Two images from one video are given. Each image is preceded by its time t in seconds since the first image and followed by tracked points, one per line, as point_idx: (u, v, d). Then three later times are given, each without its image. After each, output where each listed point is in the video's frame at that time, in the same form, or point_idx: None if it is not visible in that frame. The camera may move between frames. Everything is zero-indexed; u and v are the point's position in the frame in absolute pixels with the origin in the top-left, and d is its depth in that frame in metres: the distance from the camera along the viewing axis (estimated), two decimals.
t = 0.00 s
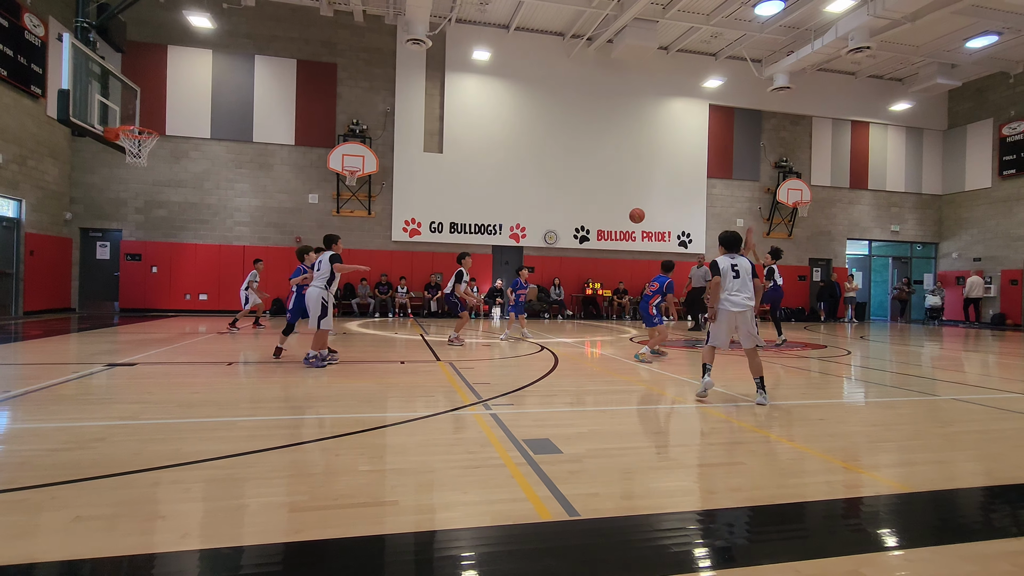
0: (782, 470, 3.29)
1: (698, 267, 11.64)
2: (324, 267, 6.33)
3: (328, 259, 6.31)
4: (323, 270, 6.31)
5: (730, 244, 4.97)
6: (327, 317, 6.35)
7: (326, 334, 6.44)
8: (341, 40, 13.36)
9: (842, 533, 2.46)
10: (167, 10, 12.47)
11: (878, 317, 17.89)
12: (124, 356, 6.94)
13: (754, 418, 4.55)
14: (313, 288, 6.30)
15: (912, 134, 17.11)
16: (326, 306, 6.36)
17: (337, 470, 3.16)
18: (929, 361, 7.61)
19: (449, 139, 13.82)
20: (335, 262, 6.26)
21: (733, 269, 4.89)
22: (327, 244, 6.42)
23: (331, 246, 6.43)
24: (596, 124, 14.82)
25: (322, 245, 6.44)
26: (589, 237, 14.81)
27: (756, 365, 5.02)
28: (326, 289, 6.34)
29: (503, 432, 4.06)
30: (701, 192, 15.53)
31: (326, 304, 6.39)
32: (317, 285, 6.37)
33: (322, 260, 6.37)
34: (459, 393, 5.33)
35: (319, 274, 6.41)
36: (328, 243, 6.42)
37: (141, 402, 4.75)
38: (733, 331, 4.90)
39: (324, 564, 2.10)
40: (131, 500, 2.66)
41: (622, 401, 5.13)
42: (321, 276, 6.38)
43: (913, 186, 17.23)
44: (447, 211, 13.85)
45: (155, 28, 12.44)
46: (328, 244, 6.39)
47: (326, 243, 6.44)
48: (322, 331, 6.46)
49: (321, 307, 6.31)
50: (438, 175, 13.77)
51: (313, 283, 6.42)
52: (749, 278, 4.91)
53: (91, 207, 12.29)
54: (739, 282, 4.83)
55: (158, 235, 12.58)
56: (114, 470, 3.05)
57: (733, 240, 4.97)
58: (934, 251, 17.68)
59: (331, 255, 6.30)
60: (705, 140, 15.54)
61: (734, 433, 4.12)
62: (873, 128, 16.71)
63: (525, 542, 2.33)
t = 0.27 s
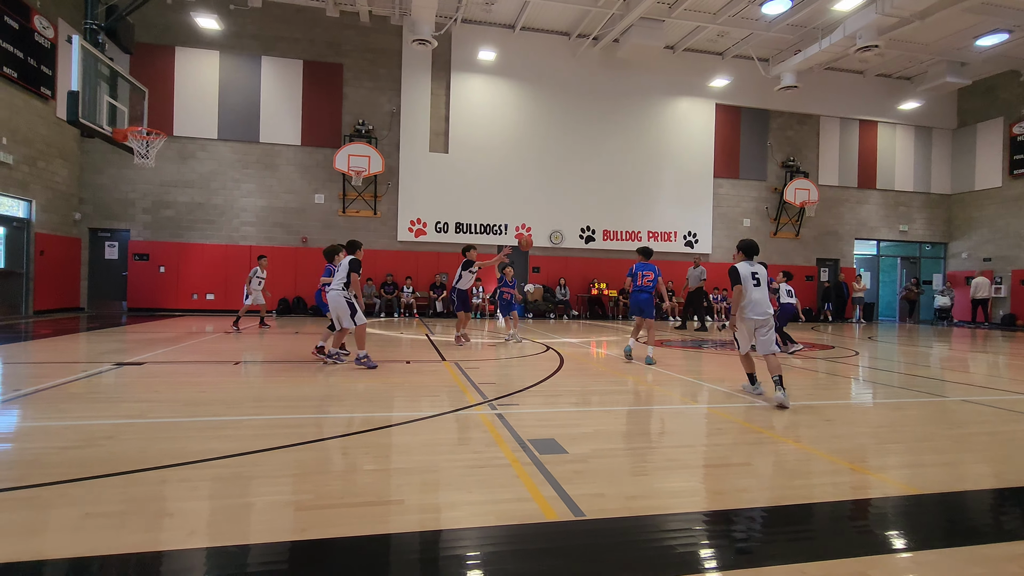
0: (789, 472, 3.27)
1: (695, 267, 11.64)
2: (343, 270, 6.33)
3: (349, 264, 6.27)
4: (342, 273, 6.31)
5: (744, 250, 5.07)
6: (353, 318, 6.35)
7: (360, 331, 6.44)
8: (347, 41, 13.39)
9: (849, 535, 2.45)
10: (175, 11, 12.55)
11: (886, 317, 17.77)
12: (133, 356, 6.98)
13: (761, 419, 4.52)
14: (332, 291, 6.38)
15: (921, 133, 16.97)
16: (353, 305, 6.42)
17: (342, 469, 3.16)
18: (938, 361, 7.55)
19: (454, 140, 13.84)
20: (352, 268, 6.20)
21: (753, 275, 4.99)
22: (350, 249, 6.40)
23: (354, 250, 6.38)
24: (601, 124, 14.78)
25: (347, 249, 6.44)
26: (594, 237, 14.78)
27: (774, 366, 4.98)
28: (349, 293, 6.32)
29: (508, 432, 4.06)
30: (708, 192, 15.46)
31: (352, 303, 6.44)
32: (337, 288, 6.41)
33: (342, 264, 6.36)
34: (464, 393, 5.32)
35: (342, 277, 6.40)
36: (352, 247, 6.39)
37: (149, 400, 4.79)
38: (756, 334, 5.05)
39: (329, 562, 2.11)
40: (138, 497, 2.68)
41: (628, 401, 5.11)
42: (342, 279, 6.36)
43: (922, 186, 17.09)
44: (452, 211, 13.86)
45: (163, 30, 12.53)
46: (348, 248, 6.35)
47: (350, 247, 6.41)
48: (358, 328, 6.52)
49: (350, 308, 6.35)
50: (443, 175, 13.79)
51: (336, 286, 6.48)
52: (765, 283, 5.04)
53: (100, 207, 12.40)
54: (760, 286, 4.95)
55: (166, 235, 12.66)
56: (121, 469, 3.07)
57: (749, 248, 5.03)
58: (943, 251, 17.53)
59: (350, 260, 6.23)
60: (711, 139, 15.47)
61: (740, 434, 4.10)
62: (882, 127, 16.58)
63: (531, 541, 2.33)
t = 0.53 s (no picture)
0: (801, 474, 3.23)
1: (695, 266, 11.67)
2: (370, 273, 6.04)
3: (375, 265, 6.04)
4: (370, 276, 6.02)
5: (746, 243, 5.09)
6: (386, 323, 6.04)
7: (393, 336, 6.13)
8: (357, 43, 13.46)
9: (862, 538, 2.42)
10: (187, 15, 12.69)
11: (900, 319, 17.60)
12: (146, 355, 7.07)
13: (774, 421, 4.47)
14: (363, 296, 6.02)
15: (936, 131, 16.73)
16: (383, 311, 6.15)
17: (352, 469, 3.17)
18: (956, 363, 7.43)
19: (463, 140, 13.86)
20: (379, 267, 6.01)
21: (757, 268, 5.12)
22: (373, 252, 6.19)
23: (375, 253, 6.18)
24: (611, 124, 14.74)
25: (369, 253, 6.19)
26: (604, 238, 14.73)
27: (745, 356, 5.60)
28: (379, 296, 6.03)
29: (518, 432, 4.05)
30: (718, 191, 15.35)
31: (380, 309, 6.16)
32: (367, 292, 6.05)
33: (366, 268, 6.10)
34: (474, 393, 5.33)
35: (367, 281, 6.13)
36: (374, 250, 6.18)
37: (162, 399, 4.84)
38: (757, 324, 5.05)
39: (338, 560, 2.12)
40: (151, 495, 2.71)
41: (638, 402, 5.08)
42: (370, 283, 6.04)
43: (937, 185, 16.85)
44: (462, 211, 13.88)
45: (176, 33, 12.67)
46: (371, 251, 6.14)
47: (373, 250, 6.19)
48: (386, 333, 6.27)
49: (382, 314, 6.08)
50: (453, 175, 13.81)
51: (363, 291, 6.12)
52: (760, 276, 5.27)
53: (115, 209, 12.56)
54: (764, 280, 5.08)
55: (178, 235, 12.80)
56: (135, 466, 3.10)
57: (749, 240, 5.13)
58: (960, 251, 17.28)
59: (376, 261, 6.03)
60: (722, 139, 15.36)
61: (752, 435, 4.06)
62: (896, 126, 16.38)
63: (540, 542, 2.32)
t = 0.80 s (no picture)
0: (818, 477, 3.19)
1: (706, 267, 11.73)
2: (387, 277, 6.02)
3: (393, 269, 6.00)
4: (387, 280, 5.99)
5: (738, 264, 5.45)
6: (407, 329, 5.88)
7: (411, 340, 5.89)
8: (371, 44, 13.55)
9: (880, 542, 2.38)
10: (205, 19, 12.88)
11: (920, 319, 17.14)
12: (165, 354, 7.19)
13: (790, 423, 4.42)
14: (381, 303, 5.98)
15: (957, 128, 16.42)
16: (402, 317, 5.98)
17: (367, 468, 3.19)
18: (978, 365, 7.28)
19: (476, 140, 13.90)
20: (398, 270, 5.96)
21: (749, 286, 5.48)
22: (390, 255, 6.13)
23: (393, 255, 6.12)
24: (624, 123, 14.67)
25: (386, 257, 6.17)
26: (617, 238, 14.67)
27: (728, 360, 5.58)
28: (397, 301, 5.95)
29: (531, 432, 4.06)
30: (733, 191, 15.20)
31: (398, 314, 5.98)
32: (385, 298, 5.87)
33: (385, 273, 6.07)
34: (487, 393, 5.35)
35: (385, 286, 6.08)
36: (391, 253, 6.12)
37: (181, 398, 4.92)
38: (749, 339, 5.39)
39: (352, 558, 2.14)
40: (170, 491, 2.76)
41: (651, 403, 5.05)
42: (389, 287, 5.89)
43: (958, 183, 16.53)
44: (475, 211, 13.92)
45: (193, 37, 12.85)
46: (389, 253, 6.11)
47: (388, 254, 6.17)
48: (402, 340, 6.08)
49: (402, 319, 5.91)
50: (466, 176, 13.84)
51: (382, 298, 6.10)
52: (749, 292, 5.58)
53: (134, 210, 12.79)
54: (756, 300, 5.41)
55: (196, 236, 12.99)
56: (154, 464, 3.16)
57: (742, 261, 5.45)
58: (982, 250, 17.01)
59: (393, 264, 6.00)
60: (737, 138, 15.22)
61: (768, 437, 4.02)
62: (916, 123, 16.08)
63: (553, 542, 2.33)
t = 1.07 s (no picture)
0: (841, 481, 3.13)
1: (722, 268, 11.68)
2: (405, 263, 5.35)
3: (410, 257, 5.41)
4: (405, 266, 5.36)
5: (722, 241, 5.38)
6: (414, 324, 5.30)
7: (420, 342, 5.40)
8: (388, 47, 13.66)
9: (906, 548, 2.33)
10: (227, 24, 13.12)
11: (948, 320, 16.67)
12: (188, 353, 7.33)
13: (813, 426, 4.34)
14: (396, 286, 5.17)
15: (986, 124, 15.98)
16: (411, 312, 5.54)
17: (384, 467, 3.22)
18: (1011, 369, 7.07)
19: (493, 141, 13.92)
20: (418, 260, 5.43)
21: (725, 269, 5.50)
22: (401, 242, 5.46)
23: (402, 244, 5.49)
24: (642, 122, 14.57)
25: (395, 243, 5.44)
26: (635, 238, 14.57)
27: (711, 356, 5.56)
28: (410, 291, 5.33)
29: (548, 433, 4.05)
30: (754, 190, 14.99)
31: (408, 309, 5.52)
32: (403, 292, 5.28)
33: (402, 258, 5.37)
34: (505, 393, 5.36)
35: (394, 273, 5.35)
36: (401, 240, 5.46)
37: (204, 396, 5.02)
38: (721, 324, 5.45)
39: (370, 556, 2.16)
40: (193, 487, 2.81)
41: (670, 404, 5.01)
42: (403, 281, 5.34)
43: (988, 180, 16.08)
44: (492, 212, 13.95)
45: (215, 42, 13.10)
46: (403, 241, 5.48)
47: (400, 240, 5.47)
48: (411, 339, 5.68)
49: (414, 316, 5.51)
50: (482, 177, 13.88)
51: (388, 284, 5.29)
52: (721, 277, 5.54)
53: (158, 212, 13.07)
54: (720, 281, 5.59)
55: (218, 237, 13.24)
56: (178, 460, 3.22)
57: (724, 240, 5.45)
58: (1013, 250, 16.50)
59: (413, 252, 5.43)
60: (758, 136, 15.01)
61: (790, 440, 3.96)
62: (943, 119, 15.69)
63: (571, 543, 2.32)
